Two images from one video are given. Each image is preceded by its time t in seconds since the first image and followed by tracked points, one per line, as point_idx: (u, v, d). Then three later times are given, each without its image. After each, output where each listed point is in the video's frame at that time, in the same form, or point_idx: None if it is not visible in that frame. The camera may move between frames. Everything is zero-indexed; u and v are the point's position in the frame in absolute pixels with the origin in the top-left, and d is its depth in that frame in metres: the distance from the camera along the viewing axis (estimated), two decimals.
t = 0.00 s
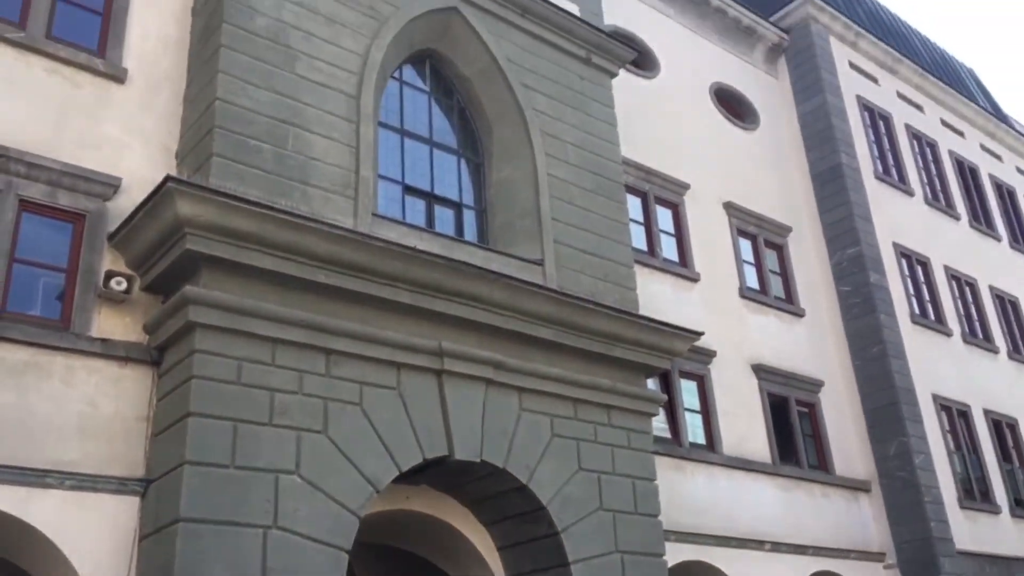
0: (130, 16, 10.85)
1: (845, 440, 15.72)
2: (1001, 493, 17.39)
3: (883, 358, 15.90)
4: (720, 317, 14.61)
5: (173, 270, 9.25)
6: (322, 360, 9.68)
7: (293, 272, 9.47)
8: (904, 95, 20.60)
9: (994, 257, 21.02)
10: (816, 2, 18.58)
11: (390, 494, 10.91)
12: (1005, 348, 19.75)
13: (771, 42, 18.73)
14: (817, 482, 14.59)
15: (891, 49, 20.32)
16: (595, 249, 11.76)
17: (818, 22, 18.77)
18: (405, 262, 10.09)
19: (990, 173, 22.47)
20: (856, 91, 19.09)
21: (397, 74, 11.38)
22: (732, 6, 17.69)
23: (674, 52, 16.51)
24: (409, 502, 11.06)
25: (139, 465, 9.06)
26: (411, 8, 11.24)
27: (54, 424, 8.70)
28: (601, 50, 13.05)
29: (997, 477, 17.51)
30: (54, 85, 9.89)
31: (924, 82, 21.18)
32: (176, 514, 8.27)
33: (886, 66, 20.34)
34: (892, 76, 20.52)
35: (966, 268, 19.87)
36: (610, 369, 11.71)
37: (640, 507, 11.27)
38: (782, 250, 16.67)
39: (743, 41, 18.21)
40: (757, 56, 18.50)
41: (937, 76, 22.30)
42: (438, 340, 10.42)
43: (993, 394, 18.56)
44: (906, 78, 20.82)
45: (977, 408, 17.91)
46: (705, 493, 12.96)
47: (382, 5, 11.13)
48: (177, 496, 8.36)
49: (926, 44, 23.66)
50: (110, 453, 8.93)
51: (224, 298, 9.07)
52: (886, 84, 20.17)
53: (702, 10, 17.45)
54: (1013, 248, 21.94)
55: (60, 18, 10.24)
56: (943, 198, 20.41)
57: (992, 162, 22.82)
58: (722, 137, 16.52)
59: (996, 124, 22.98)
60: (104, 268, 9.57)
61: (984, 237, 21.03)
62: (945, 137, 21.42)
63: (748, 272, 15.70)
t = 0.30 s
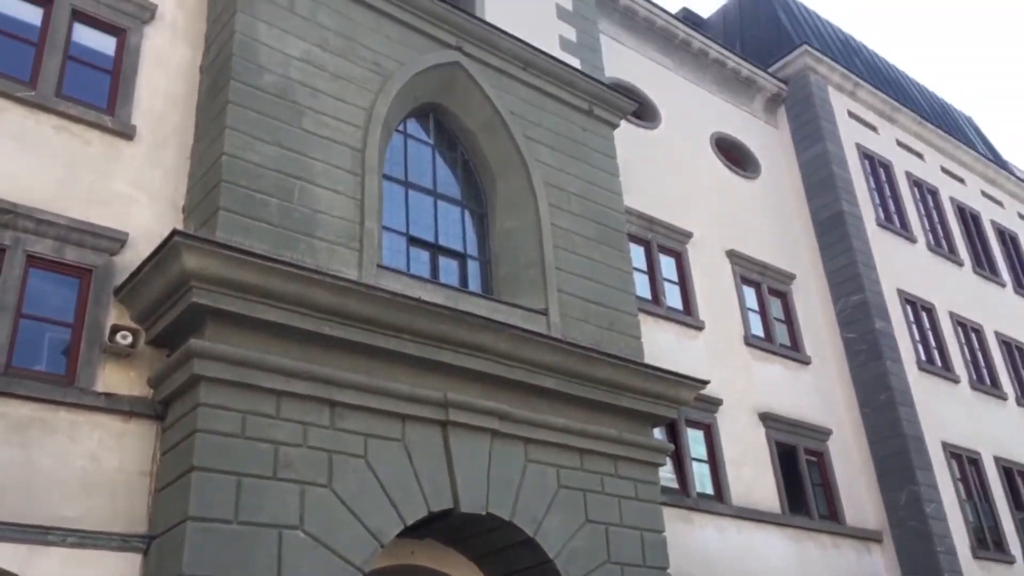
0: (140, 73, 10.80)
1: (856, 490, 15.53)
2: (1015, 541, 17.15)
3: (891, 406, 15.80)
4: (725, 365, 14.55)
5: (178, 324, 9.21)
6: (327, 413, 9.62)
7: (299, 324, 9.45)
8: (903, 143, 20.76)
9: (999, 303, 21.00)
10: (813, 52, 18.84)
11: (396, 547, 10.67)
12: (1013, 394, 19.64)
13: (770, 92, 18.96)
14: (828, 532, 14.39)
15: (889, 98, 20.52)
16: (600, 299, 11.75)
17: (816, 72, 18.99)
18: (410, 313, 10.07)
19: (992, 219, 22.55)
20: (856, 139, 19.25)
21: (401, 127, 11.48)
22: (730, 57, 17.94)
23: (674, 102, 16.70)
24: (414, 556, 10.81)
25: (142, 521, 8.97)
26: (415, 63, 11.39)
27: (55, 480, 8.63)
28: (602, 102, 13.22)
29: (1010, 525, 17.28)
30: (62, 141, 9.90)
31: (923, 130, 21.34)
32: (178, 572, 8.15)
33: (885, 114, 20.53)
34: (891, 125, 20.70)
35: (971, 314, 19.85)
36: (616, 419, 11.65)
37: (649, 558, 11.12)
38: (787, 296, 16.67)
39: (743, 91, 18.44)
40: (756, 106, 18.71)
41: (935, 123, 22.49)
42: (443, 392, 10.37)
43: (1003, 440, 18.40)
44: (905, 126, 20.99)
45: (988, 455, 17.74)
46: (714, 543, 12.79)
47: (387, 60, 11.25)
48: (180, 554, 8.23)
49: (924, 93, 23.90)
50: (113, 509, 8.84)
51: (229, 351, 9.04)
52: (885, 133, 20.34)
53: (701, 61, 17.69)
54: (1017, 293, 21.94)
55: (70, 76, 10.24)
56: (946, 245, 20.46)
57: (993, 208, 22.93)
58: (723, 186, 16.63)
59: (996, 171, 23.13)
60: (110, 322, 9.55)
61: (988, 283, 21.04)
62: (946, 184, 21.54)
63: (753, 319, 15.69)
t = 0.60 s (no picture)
0: (148, 124, 10.85)
1: (870, 534, 15.32)
2: None
3: (901, 448, 15.71)
4: (733, 408, 14.47)
5: (184, 372, 9.18)
6: (332, 459, 9.54)
7: (304, 370, 9.42)
8: (906, 184, 20.85)
9: (1007, 343, 20.92)
10: (813, 95, 19.05)
11: None
12: None
13: (772, 135, 19.07)
14: None
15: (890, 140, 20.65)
16: (606, 342, 11.74)
17: (817, 115, 19.17)
18: (416, 357, 10.04)
19: (997, 259, 22.56)
20: (858, 181, 19.34)
21: (406, 174, 11.56)
22: (731, 101, 18.14)
23: (676, 146, 16.82)
24: None
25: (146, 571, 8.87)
26: (420, 112, 11.52)
27: (60, 530, 8.55)
28: (605, 147, 13.35)
29: None
30: (70, 192, 9.94)
31: (926, 171, 21.44)
32: None
33: (886, 156, 20.65)
34: (893, 166, 20.80)
35: (980, 354, 19.77)
36: (623, 462, 11.58)
37: None
38: (793, 338, 16.61)
39: (745, 134, 18.57)
40: (759, 149, 18.83)
41: (937, 164, 22.60)
42: (448, 437, 10.31)
43: (1015, 481, 18.23)
44: (908, 167, 21.08)
45: (1001, 496, 17.56)
46: None
47: (392, 108, 11.38)
48: None
49: (925, 134, 24.05)
50: (117, 559, 8.74)
51: (234, 398, 9.01)
52: (887, 174, 20.44)
53: (703, 105, 17.90)
54: None
55: (80, 128, 10.27)
56: (952, 285, 20.44)
57: (998, 247, 22.95)
58: (728, 229, 16.67)
59: (1000, 211, 23.18)
60: (116, 370, 9.51)
61: (996, 322, 20.99)
62: (950, 224, 21.58)
63: (760, 361, 15.64)
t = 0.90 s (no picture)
0: (152, 171, 10.84)
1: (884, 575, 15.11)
2: None
3: (911, 486, 15.62)
4: (740, 447, 14.34)
5: (187, 418, 9.11)
6: (336, 505, 9.42)
7: (308, 414, 9.34)
8: (908, 221, 20.87)
9: (1015, 379, 20.81)
10: (813, 133, 19.20)
11: None
12: None
13: (773, 174, 19.10)
14: None
15: (892, 177, 20.71)
16: (611, 383, 11.68)
17: (817, 153, 19.30)
18: (419, 400, 9.97)
19: (1002, 294, 22.52)
20: (860, 218, 19.38)
21: (409, 217, 11.60)
22: (732, 140, 18.16)
23: (678, 187, 16.88)
24: None
25: None
26: (422, 155, 11.59)
27: None
28: (607, 187, 13.40)
29: None
30: (75, 238, 9.92)
31: (928, 207, 21.48)
32: None
33: (888, 194, 20.69)
34: (895, 203, 20.82)
35: (988, 390, 19.65)
36: (630, 504, 11.46)
37: None
38: (799, 376, 16.50)
39: (745, 173, 18.63)
40: (760, 187, 18.86)
41: (940, 200, 22.64)
42: (453, 480, 10.20)
43: None
44: (910, 204, 21.11)
45: (1013, 533, 17.38)
46: None
47: (395, 151, 11.44)
48: None
49: (926, 171, 24.09)
50: None
51: (237, 443, 8.92)
52: (889, 211, 20.46)
53: (704, 145, 17.94)
54: None
55: (85, 175, 10.29)
56: (958, 321, 20.38)
57: (1003, 283, 22.93)
58: (732, 268, 16.66)
59: (1003, 246, 23.18)
60: (119, 416, 9.44)
61: (1003, 358, 20.88)
62: (954, 260, 21.57)
63: (767, 399, 15.55)
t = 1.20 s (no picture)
0: (164, 221, 10.87)
1: None
2: None
3: (929, 528, 15.44)
4: (754, 491, 14.18)
5: (195, 467, 9.00)
6: (346, 554, 9.25)
7: (317, 462, 9.24)
8: (917, 261, 20.84)
9: None
10: (819, 175, 19.29)
11: None
12: None
13: (781, 215, 19.09)
14: None
15: (899, 218, 20.72)
16: (621, 427, 11.60)
17: (823, 195, 19.38)
18: (429, 446, 9.88)
19: (1014, 332, 22.41)
20: (869, 259, 19.35)
21: (417, 262, 11.65)
22: (739, 182, 18.20)
23: (686, 230, 16.91)
24: None
25: None
26: (430, 202, 11.67)
27: None
28: (615, 231, 13.44)
29: None
30: (86, 288, 9.95)
31: (937, 247, 21.46)
32: None
33: (896, 234, 20.69)
34: (903, 243, 20.82)
35: (1004, 430, 19.46)
36: (644, 550, 11.29)
37: None
38: (812, 418, 16.33)
39: (752, 215, 18.64)
40: (767, 229, 18.85)
41: (948, 239, 22.62)
42: (464, 527, 10.06)
43: None
44: (917, 244, 21.10)
45: None
46: None
47: (403, 198, 11.51)
48: None
49: (932, 210, 24.11)
50: None
51: (245, 492, 8.81)
52: (897, 251, 20.43)
53: (710, 187, 18.01)
54: None
55: (96, 226, 10.34)
56: (971, 360, 20.24)
57: (1014, 320, 22.82)
58: (741, 310, 16.60)
59: (1013, 284, 23.12)
60: (127, 468, 9.31)
61: (1018, 398, 20.71)
62: (964, 299, 21.50)
63: (779, 442, 15.40)
